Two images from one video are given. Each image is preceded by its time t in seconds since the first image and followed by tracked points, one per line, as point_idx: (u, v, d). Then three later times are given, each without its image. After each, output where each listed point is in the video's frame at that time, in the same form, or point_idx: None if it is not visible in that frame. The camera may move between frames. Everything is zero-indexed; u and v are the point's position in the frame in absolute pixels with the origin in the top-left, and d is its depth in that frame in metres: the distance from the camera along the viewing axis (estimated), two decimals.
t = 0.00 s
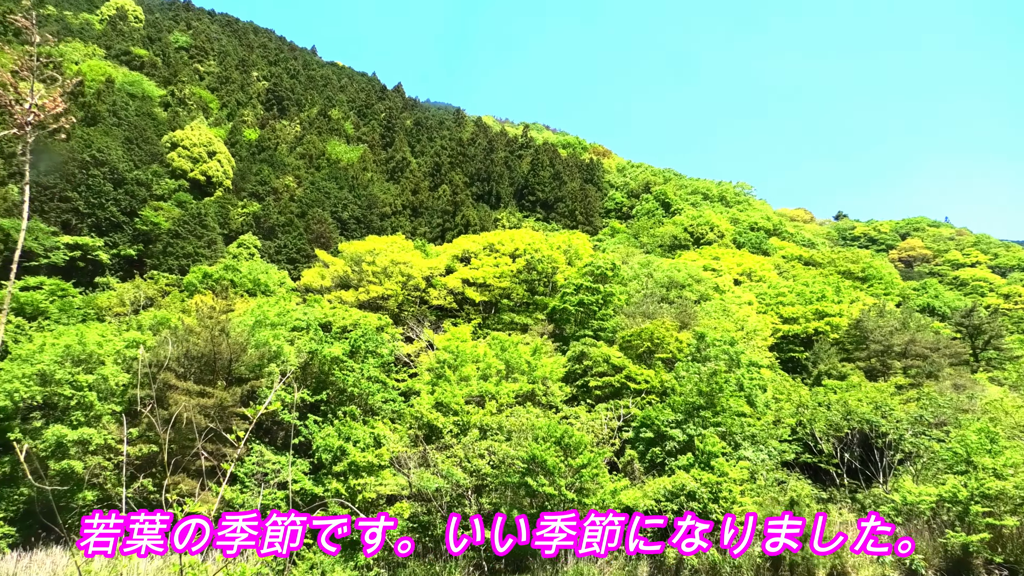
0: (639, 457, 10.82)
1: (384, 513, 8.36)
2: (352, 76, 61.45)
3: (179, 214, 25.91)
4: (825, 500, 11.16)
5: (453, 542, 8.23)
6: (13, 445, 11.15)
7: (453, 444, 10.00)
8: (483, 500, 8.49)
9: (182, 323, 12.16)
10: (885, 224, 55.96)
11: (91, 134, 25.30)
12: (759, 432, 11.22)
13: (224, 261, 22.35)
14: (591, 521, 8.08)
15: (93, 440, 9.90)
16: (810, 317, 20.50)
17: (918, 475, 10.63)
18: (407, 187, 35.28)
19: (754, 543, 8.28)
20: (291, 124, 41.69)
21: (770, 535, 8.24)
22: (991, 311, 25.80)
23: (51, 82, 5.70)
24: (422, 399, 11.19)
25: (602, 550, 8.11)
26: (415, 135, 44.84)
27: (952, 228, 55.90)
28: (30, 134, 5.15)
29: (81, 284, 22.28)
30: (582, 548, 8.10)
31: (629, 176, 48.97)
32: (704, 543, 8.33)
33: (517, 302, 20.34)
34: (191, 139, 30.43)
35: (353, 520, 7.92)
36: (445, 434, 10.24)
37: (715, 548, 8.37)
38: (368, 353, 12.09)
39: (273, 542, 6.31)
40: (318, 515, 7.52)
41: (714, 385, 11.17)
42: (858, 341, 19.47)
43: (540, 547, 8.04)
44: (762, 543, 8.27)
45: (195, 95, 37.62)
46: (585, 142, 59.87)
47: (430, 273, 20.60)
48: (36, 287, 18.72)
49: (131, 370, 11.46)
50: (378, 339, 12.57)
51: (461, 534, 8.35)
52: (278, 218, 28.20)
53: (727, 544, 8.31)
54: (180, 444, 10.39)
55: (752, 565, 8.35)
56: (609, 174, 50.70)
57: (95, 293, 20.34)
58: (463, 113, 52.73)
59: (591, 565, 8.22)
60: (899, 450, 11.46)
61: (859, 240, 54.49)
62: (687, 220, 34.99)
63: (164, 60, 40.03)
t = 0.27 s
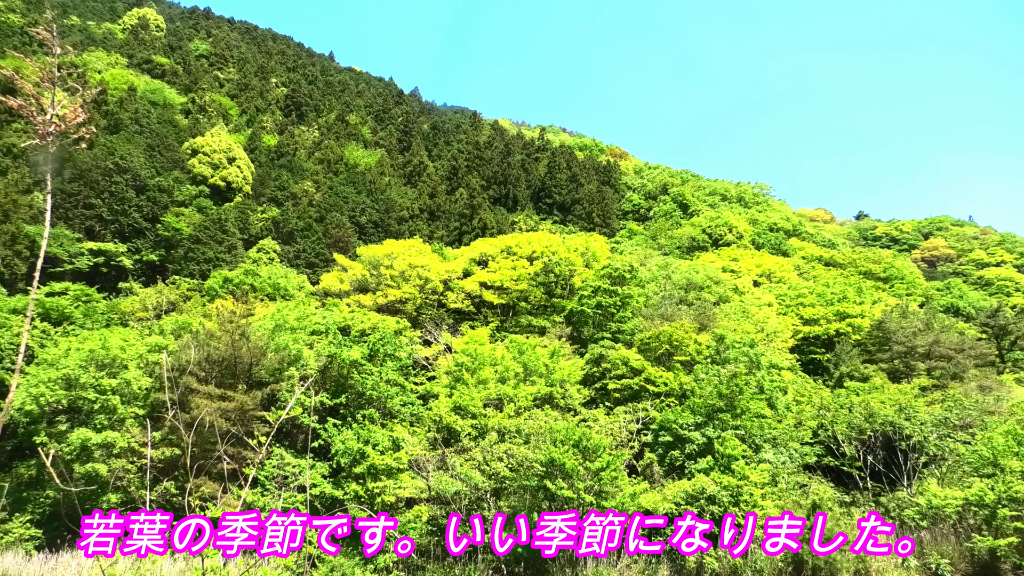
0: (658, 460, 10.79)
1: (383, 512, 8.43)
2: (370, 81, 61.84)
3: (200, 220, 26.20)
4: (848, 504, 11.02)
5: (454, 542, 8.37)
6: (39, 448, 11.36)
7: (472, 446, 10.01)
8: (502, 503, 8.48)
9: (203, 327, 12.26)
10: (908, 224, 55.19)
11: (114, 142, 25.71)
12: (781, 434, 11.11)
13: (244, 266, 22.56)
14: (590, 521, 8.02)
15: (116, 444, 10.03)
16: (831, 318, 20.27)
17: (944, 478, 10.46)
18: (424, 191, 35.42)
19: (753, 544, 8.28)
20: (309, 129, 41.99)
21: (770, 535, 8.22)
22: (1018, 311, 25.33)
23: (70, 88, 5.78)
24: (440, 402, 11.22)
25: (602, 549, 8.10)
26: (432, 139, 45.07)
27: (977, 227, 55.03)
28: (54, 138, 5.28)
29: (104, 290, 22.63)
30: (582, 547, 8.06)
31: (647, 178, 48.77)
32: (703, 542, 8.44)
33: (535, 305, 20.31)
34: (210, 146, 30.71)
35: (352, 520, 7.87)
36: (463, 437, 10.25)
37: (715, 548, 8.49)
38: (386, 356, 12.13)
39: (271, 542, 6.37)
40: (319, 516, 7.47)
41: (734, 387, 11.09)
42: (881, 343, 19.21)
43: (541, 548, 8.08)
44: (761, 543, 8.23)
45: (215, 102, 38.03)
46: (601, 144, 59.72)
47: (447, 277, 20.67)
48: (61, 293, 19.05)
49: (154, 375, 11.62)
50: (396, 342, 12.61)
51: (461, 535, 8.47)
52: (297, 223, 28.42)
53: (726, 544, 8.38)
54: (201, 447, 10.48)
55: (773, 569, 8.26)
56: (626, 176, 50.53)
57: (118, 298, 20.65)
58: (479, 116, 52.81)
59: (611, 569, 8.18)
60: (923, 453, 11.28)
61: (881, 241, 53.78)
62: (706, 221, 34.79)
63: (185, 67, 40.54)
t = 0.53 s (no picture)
0: (679, 466, 10.71)
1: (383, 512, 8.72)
2: (388, 88, 62.31)
3: (221, 228, 26.48)
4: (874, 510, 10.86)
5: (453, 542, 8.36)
6: (66, 454, 11.55)
7: (491, 452, 10.02)
8: (521, 509, 8.44)
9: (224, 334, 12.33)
10: (931, 225, 54.43)
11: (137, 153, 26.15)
12: (803, 439, 10.99)
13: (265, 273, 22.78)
14: (591, 521, 7.86)
15: (141, 450, 10.15)
16: (853, 322, 20.03)
17: (972, 483, 10.27)
18: (442, 198, 35.55)
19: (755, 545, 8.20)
20: (328, 137, 42.35)
21: (770, 535, 8.03)
22: None
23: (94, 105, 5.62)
24: (459, 408, 11.24)
25: (603, 550, 7.78)
26: (450, 145, 45.29)
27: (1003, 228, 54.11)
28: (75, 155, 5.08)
29: (129, 298, 22.99)
30: (582, 548, 7.83)
31: (665, 182, 48.55)
32: (703, 542, 8.44)
33: (553, 310, 20.27)
34: (231, 155, 31.04)
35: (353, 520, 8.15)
36: (483, 443, 10.25)
37: (716, 549, 8.46)
38: (405, 362, 12.19)
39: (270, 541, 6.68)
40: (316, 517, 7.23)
41: (755, 392, 11.02)
42: (905, 346, 18.92)
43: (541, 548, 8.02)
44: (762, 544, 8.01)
45: (236, 111, 38.48)
46: (619, 147, 59.61)
47: (465, 282, 20.72)
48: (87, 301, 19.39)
49: (176, 382, 11.60)
50: (415, 348, 12.65)
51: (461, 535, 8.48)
52: (317, 230, 28.62)
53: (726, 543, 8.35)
54: (223, 453, 10.58)
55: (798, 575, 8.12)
56: (644, 180, 50.36)
57: (141, 306, 20.92)
58: (497, 122, 52.96)
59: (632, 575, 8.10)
60: (950, 458, 11.09)
61: (904, 242, 53.08)
62: (725, 224, 34.58)
63: (206, 78, 41.11)
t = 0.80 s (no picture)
0: (700, 473, 10.62)
1: (383, 513, 8.79)
2: (405, 97, 62.71)
3: (242, 236, 26.71)
4: (900, 517, 10.68)
5: (454, 542, 8.22)
6: (91, 461, 11.71)
7: (510, 459, 10.00)
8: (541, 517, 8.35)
9: (245, 342, 12.42)
10: (956, 227, 53.59)
11: (160, 164, 26.56)
12: (826, 444, 10.85)
13: (285, 282, 22.97)
14: (591, 521, 7.78)
15: (163, 456, 10.22)
16: (876, 325, 19.76)
17: (1002, 490, 10.04)
18: (460, 205, 35.64)
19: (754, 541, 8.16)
20: (347, 145, 42.69)
21: (771, 534, 8.08)
22: None
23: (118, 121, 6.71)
24: (478, 415, 11.25)
25: (602, 550, 7.58)
26: (467, 152, 45.48)
27: None
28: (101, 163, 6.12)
29: (152, 307, 23.33)
30: (582, 548, 7.66)
31: (683, 186, 48.27)
32: (704, 542, 7.82)
33: (572, 315, 20.21)
34: (251, 164, 31.37)
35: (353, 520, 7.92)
36: (502, 449, 10.23)
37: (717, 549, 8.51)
38: (425, 369, 12.22)
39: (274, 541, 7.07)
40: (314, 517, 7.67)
41: (777, 398, 10.91)
42: (930, 350, 18.62)
43: (541, 548, 7.88)
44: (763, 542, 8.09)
45: (256, 121, 38.93)
46: (636, 152, 59.47)
47: (483, 289, 20.73)
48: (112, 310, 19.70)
49: (198, 389, 11.68)
50: (433, 355, 12.65)
51: (460, 535, 8.26)
52: (336, 238, 28.78)
53: (726, 543, 8.39)
54: (245, 461, 10.59)
55: None
56: (662, 185, 50.15)
57: (164, 314, 21.16)
58: (513, 128, 53.07)
59: None
60: (978, 465, 10.86)
61: (927, 245, 52.32)
62: (744, 228, 34.32)
63: (227, 89, 41.67)
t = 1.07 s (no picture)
0: (723, 478, 10.52)
1: (382, 512, 8.66)
2: (423, 104, 63.02)
3: (264, 245, 26.98)
4: (929, 523, 10.51)
5: (452, 541, 8.12)
6: (118, 468, 11.86)
7: (531, 465, 10.00)
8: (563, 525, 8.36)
9: (267, 349, 12.57)
10: (983, 227, 52.66)
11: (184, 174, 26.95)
12: (851, 450, 10.72)
13: (307, 290, 23.17)
14: (592, 520, 7.98)
15: (189, 464, 10.32)
16: (902, 328, 19.48)
17: None
18: (479, 211, 35.73)
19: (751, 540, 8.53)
20: (366, 154, 42.98)
21: (770, 535, 8.39)
22: None
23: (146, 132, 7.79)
24: (499, 421, 11.26)
25: (603, 550, 7.75)
26: (485, 159, 45.62)
27: None
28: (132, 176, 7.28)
29: (176, 315, 23.64)
30: (582, 548, 7.79)
31: (703, 190, 47.98)
32: (703, 542, 7.88)
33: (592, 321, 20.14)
34: (272, 174, 31.71)
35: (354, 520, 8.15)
36: (523, 455, 10.23)
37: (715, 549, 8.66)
38: (445, 375, 12.25)
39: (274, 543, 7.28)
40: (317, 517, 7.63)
41: (801, 403, 10.78)
42: (959, 353, 17.80)
43: (541, 548, 7.87)
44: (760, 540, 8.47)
45: (276, 131, 39.35)
46: (654, 156, 59.22)
47: (503, 295, 20.74)
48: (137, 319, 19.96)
49: (221, 397, 11.81)
50: (453, 361, 12.67)
51: (460, 536, 8.20)
52: (356, 245, 28.98)
53: (726, 543, 8.60)
54: (269, 468, 10.66)
55: None
56: (681, 189, 49.89)
57: (188, 323, 21.43)
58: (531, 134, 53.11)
59: None
60: (1009, 470, 10.65)
61: (953, 246, 51.48)
62: (765, 232, 34.02)
63: (248, 99, 42.17)
